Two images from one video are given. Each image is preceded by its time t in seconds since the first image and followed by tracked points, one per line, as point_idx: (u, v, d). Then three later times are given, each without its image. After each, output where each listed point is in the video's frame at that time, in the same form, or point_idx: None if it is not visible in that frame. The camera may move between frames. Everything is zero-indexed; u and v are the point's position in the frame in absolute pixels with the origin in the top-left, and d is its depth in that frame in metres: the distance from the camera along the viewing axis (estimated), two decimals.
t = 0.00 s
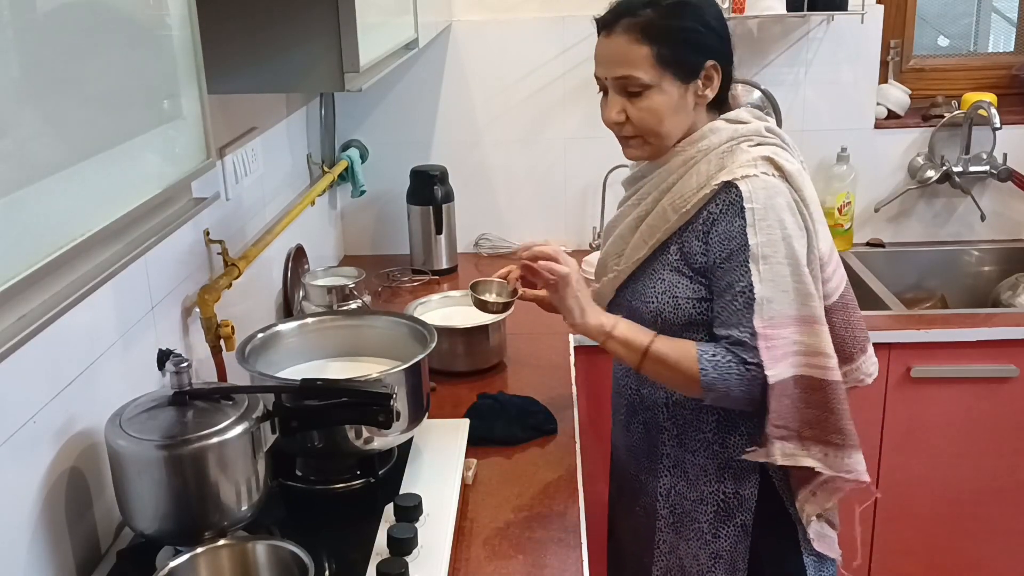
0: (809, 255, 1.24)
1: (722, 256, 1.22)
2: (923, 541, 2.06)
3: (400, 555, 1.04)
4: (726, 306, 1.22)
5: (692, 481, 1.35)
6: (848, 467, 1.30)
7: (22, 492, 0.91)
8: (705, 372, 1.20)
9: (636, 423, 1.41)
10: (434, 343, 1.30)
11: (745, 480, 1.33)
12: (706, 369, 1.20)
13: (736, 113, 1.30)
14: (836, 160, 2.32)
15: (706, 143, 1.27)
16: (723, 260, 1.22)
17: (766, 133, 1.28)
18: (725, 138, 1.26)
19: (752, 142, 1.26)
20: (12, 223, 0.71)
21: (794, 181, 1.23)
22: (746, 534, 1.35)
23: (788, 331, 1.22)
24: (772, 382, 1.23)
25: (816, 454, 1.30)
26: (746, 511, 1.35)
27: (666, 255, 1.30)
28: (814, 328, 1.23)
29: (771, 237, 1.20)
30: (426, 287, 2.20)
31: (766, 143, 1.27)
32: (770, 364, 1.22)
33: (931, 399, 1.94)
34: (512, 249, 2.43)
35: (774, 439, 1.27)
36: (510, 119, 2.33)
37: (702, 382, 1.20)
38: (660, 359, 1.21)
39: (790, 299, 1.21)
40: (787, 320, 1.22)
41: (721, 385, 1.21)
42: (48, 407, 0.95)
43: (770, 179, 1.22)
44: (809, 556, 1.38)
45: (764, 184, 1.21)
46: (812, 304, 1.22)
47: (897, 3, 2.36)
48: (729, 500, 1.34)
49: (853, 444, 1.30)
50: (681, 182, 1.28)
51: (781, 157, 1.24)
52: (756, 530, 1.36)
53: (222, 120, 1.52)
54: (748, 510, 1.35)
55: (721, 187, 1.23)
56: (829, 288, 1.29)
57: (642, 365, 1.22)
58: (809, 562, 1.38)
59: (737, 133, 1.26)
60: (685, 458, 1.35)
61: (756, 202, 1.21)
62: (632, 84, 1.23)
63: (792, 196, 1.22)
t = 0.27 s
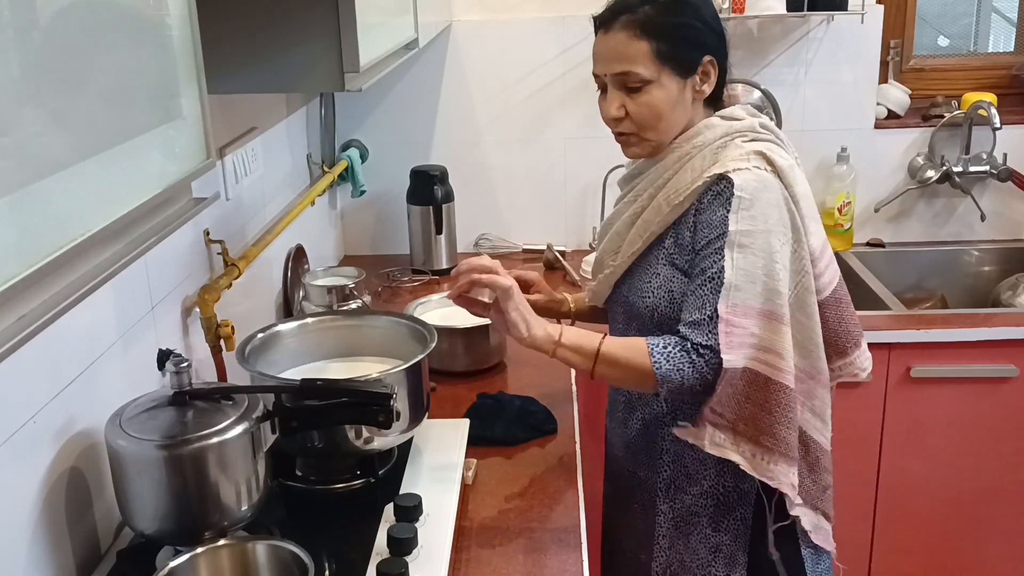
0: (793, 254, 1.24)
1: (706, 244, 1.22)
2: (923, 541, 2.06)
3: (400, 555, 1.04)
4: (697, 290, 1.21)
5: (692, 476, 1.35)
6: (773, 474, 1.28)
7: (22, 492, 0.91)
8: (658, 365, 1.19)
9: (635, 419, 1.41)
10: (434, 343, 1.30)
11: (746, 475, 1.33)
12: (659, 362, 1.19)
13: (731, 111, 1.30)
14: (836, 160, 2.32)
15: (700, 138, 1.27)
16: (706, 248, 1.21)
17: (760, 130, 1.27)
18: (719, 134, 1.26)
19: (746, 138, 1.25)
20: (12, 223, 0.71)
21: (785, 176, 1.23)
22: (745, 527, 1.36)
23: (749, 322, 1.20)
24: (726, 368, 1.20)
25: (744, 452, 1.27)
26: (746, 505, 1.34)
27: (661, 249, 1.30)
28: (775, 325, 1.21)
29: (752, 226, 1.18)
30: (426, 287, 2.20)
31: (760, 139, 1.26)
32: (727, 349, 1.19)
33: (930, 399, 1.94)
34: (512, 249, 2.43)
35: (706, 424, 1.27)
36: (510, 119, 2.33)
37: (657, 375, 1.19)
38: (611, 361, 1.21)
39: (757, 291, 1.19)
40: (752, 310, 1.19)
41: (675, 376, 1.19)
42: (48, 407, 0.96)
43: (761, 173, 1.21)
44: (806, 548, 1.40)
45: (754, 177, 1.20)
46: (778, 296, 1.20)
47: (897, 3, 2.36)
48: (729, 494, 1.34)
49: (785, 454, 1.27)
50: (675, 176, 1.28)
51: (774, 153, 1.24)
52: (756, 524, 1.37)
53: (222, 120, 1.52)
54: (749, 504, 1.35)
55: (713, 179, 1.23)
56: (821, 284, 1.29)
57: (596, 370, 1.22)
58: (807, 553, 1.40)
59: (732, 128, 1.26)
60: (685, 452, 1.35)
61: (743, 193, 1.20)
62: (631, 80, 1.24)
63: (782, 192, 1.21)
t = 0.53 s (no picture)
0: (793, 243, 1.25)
1: (710, 245, 1.23)
2: (923, 541, 2.06)
3: (400, 554, 1.04)
4: (714, 292, 1.22)
5: (689, 472, 1.35)
6: (823, 456, 1.33)
7: (22, 492, 0.91)
8: (699, 357, 1.19)
9: (628, 417, 1.41)
10: (434, 344, 1.30)
11: (742, 468, 1.34)
12: (701, 353, 1.19)
13: (719, 110, 1.31)
14: (836, 160, 2.32)
15: (692, 136, 1.28)
16: (712, 248, 1.22)
17: (750, 127, 1.28)
18: (711, 132, 1.26)
19: (738, 134, 1.26)
20: (12, 223, 0.71)
21: (778, 171, 1.24)
22: (743, 520, 1.37)
23: (775, 318, 1.22)
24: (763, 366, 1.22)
25: (791, 439, 1.32)
26: (743, 498, 1.36)
27: (655, 247, 1.31)
28: (800, 313, 1.24)
29: (758, 224, 1.20)
30: (426, 287, 2.20)
31: (751, 136, 1.27)
32: (761, 348, 1.21)
33: (930, 399, 1.94)
34: (512, 249, 2.43)
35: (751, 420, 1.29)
36: (510, 119, 2.33)
37: (696, 366, 1.20)
38: (654, 341, 1.21)
39: (778, 286, 1.21)
40: (775, 306, 1.22)
41: (712, 369, 1.20)
42: (48, 407, 0.95)
43: (756, 169, 1.22)
44: (802, 541, 1.41)
45: (750, 173, 1.21)
46: (800, 288, 1.23)
47: (897, 3, 2.36)
48: (726, 488, 1.35)
49: (827, 434, 1.33)
50: (669, 175, 1.29)
51: (765, 148, 1.25)
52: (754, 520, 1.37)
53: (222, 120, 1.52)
54: (745, 497, 1.36)
55: (709, 177, 1.24)
56: (814, 277, 1.31)
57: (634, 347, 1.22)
58: (803, 545, 1.41)
59: (723, 126, 1.27)
60: (681, 448, 1.35)
61: (743, 191, 1.21)
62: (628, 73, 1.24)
63: (777, 185, 1.23)
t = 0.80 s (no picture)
0: (788, 239, 1.25)
1: (708, 239, 1.23)
2: (924, 541, 2.06)
3: (400, 555, 1.04)
4: (709, 286, 1.23)
5: (690, 464, 1.35)
6: (824, 441, 1.32)
7: (22, 492, 0.91)
8: (689, 361, 1.21)
9: (629, 412, 1.41)
10: (434, 344, 1.30)
11: (743, 459, 1.34)
12: (689, 358, 1.21)
13: (713, 108, 1.32)
14: (836, 160, 2.32)
15: (690, 132, 1.29)
16: (708, 243, 1.23)
17: (745, 124, 1.29)
18: (707, 128, 1.27)
19: (734, 131, 1.27)
20: (13, 223, 0.71)
21: (773, 167, 1.25)
22: (744, 512, 1.36)
23: (767, 310, 1.22)
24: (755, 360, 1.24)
25: (793, 430, 1.31)
26: (744, 490, 1.35)
27: (654, 242, 1.31)
28: (792, 307, 1.23)
29: (753, 218, 1.20)
30: (427, 287, 2.20)
31: (746, 133, 1.28)
32: (751, 341, 1.22)
33: (930, 399, 1.94)
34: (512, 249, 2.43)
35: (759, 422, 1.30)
36: (510, 119, 2.33)
37: (687, 370, 1.21)
38: (644, 360, 1.23)
39: (770, 280, 1.22)
40: (767, 299, 1.22)
41: (705, 369, 1.22)
42: (48, 407, 0.95)
43: (753, 164, 1.23)
44: (797, 529, 1.41)
45: (747, 167, 1.23)
46: (791, 282, 1.23)
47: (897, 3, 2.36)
48: (726, 481, 1.35)
49: (829, 420, 1.31)
50: (667, 171, 1.29)
51: (761, 145, 1.26)
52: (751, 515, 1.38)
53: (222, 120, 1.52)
54: (746, 489, 1.35)
55: (707, 171, 1.24)
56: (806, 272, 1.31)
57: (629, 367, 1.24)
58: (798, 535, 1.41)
59: (719, 123, 1.27)
60: (682, 441, 1.35)
61: (740, 184, 1.21)
62: (648, 61, 1.27)
63: (773, 180, 1.24)
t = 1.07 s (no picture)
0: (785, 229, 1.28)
1: (709, 233, 1.24)
2: (923, 541, 2.06)
3: (399, 554, 1.04)
4: (716, 278, 1.24)
5: (689, 458, 1.36)
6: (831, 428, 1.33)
7: (22, 492, 0.91)
8: (699, 351, 1.23)
9: (627, 408, 1.41)
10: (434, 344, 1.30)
11: (740, 451, 1.36)
12: (700, 347, 1.23)
13: (701, 106, 1.33)
14: (836, 160, 2.32)
15: (683, 130, 1.29)
16: (710, 236, 1.24)
17: (736, 120, 1.31)
18: (700, 125, 1.28)
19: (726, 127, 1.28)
20: (13, 224, 0.71)
21: (766, 159, 1.28)
22: (740, 504, 1.38)
23: (775, 298, 1.24)
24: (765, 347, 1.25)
25: (799, 416, 1.32)
26: (740, 482, 1.37)
27: (653, 239, 1.31)
28: (798, 294, 1.25)
29: (756, 209, 1.22)
30: (426, 287, 2.20)
31: (738, 128, 1.30)
32: (762, 329, 1.23)
33: (930, 399, 1.94)
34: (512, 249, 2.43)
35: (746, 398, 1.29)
36: (510, 119, 2.33)
37: (698, 359, 1.24)
38: (655, 347, 1.26)
39: (777, 268, 1.23)
40: (774, 287, 1.23)
41: (716, 359, 1.24)
42: (48, 407, 0.95)
43: (749, 158, 1.25)
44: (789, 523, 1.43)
45: (744, 162, 1.24)
46: (795, 269, 1.24)
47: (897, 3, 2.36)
48: (725, 473, 1.36)
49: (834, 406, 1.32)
50: (662, 168, 1.29)
51: (753, 139, 1.29)
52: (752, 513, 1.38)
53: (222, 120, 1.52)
54: (742, 481, 1.38)
55: (704, 167, 1.25)
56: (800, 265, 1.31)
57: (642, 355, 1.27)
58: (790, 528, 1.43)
59: (711, 119, 1.28)
60: (682, 435, 1.36)
61: (739, 178, 1.23)
62: (635, 68, 1.27)
63: (768, 173, 1.26)
